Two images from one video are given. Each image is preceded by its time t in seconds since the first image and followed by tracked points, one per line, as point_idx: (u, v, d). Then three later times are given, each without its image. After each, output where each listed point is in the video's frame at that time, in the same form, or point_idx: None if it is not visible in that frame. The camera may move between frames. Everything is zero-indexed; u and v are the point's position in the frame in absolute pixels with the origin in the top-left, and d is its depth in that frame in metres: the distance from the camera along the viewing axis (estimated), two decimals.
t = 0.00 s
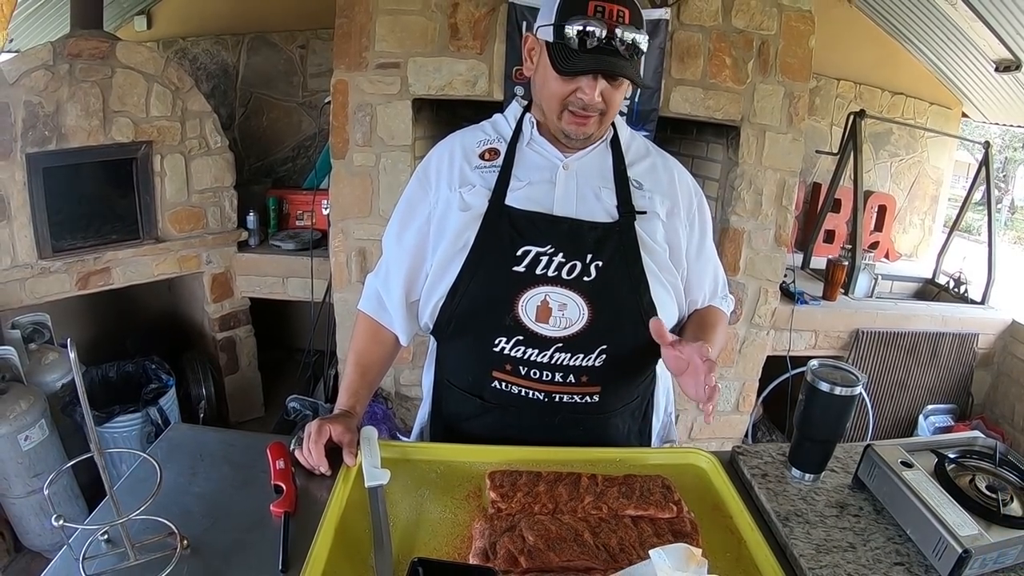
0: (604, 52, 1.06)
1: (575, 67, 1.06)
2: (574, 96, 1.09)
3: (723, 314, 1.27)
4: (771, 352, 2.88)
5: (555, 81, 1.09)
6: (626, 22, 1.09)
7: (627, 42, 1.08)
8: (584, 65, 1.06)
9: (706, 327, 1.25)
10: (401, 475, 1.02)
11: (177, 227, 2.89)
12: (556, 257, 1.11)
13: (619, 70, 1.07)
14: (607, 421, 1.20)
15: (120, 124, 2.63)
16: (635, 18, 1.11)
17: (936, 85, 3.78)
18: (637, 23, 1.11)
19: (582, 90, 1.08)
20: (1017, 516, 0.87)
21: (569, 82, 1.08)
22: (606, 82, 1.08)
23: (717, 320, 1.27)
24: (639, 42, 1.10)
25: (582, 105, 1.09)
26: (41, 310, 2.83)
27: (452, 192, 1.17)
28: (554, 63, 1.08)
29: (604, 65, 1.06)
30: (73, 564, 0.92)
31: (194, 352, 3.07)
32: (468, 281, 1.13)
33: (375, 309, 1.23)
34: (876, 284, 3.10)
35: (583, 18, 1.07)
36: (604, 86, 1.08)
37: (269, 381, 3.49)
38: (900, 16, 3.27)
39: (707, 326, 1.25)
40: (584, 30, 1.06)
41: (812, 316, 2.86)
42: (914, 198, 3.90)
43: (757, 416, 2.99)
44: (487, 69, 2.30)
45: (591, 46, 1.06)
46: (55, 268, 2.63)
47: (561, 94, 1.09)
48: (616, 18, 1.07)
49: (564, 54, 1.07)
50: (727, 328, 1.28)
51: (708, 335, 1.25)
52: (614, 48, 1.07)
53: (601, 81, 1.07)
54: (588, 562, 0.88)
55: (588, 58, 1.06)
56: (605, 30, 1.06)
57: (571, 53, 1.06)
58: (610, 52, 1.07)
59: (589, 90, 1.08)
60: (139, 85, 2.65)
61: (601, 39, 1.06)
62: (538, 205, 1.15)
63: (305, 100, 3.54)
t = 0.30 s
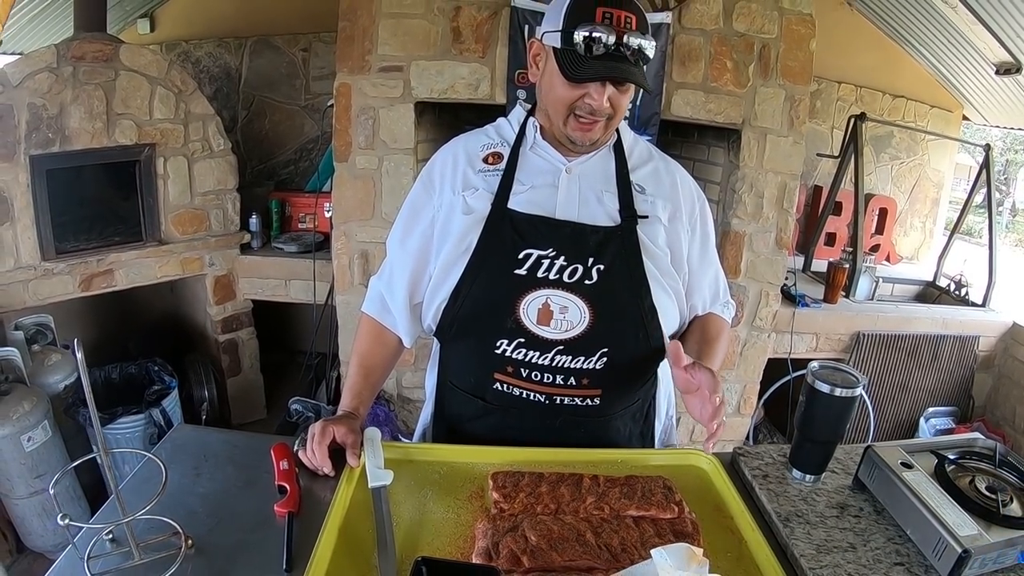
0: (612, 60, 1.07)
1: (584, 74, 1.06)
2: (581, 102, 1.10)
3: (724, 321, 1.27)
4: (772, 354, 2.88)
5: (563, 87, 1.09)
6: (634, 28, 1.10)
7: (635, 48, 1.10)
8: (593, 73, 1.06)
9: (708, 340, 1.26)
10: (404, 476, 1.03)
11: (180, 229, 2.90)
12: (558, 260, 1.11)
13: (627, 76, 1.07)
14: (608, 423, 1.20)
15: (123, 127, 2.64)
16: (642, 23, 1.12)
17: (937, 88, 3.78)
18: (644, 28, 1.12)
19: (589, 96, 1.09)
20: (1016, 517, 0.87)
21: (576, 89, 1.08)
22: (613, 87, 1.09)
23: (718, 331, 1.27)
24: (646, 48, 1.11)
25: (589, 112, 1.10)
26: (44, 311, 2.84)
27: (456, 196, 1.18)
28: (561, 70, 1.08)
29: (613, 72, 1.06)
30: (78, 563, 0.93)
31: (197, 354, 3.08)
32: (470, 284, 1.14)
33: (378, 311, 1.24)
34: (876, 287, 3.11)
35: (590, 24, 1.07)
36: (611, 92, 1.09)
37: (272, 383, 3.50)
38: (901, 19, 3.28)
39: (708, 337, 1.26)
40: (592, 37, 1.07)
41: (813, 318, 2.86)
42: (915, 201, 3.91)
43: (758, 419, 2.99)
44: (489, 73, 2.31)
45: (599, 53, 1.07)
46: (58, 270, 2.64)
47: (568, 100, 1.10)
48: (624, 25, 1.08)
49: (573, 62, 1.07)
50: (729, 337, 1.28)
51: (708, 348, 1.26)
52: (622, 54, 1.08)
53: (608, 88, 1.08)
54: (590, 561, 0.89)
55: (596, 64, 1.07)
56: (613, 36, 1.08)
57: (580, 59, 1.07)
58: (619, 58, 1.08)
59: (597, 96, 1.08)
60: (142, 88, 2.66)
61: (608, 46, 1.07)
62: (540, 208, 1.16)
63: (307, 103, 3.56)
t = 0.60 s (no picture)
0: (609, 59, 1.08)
1: (580, 73, 1.08)
2: (579, 103, 1.11)
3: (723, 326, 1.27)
4: (772, 358, 2.89)
5: (562, 89, 1.11)
6: (634, 32, 1.10)
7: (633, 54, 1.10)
8: (589, 73, 1.08)
9: (705, 342, 1.26)
10: (408, 477, 1.04)
11: (183, 232, 2.92)
12: (560, 264, 1.12)
13: (623, 78, 1.08)
14: (610, 426, 1.21)
15: (127, 130, 2.66)
16: (643, 28, 1.12)
17: (937, 92, 3.79)
18: (645, 33, 1.13)
19: (587, 97, 1.10)
20: (1015, 517, 0.88)
21: (574, 90, 1.10)
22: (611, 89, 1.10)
23: (716, 335, 1.27)
24: (646, 53, 1.12)
25: (587, 113, 1.12)
26: (47, 314, 2.85)
27: (460, 201, 1.19)
28: (560, 71, 1.10)
29: (610, 72, 1.08)
30: (83, 564, 0.94)
31: (199, 357, 3.09)
32: (474, 287, 1.15)
33: (383, 315, 1.25)
34: (876, 291, 3.12)
35: (590, 27, 1.09)
36: (609, 93, 1.10)
37: (274, 386, 3.50)
38: (901, 23, 3.29)
39: (705, 339, 1.26)
40: (591, 40, 1.08)
41: (814, 322, 2.87)
42: (915, 205, 3.92)
43: (759, 422, 3.00)
44: (491, 78, 2.32)
45: (597, 54, 1.08)
46: (61, 273, 2.65)
47: (567, 102, 1.12)
48: (623, 28, 1.09)
49: (571, 62, 1.09)
50: (727, 342, 1.28)
51: (704, 349, 1.25)
52: (620, 56, 1.09)
53: (605, 89, 1.09)
54: (591, 562, 0.89)
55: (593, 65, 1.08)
56: (611, 39, 1.08)
57: (576, 59, 1.08)
58: (615, 60, 1.08)
59: (594, 97, 1.10)
60: (146, 92, 2.68)
61: (606, 48, 1.08)
62: (544, 212, 1.17)
63: (310, 107, 3.58)
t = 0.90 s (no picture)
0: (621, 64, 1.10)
1: (594, 77, 1.09)
2: (591, 107, 1.12)
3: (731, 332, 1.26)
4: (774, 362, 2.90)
5: (573, 93, 1.12)
6: (644, 37, 1.12)
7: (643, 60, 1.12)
8: (602, 77, 1.09)
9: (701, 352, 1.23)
10: (414, 479, 1.05)
11: (187, 236, 2.93)
12: (565, 267, 1.14)
13: (635, 81, 1.10)
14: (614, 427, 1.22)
15: (131, 134, 2.67)
16: (651, 34, 1.14)
17: (937, 97, 3.81)
18: (654, 38, 1.14)
19: (599, 101, 1.11)
20: (1016, 516, 0.89)
21: (587, 94, 1.11)
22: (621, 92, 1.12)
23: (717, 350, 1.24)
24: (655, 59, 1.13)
25: (599, 117, 1.13)
26: (50, 317, 2.86)
27: (467, 204, 1.20)
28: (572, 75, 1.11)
29: (622, 75, 1.09)
30: (92, 564, 0.94)
31: (202, 361, 3.10)
32: (481, 289, 1.16)
33: (390, 316, 1.25)
34: (877, 295, 3.14)
35: (601, 33, 1.10)
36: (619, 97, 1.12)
37: (276, 390, 3.51)
38: (901, 28, 3.31)
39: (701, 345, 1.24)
40: (602, 46, 1.09)
41: (815, 325, 2.88)
42: (915, 209, 3.93)
43: (760, 426, 3.01)
44: (494, 83, 2.34)
45: (609, 59, 1.10)
46: (65, 276, 2.66)
47: (578, 106, 1.13)
48: (635, 34, 1.10)
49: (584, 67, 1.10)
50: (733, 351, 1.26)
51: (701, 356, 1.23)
52: (631, 60, 1.10)
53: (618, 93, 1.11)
54: (598, 561, 0.89)
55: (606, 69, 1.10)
56: (623, 44, 1.10)
57: (590, 64, 1.10)
58: (627, 64, 1.10)
59: (606, 101, 1.11)
60: (150, 96, 2.69)
61: (618, 54, 1.10)
62: (549, 216, 1.19)
63: (313, 112, 3.57)
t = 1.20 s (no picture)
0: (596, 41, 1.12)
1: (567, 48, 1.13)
2: (572, 88, 1.14)
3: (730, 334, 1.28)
4: (774, 366, 2.90)
5: (555, 78, 1.16)
6: (619, 16, 1.15)
7: (622, 38, 1.14)
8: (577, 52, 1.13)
9: (712, 366, 1.25)
10: (418, 481, 1.05)
11: (188, 241, 2.93)
12: (567, 271, 1.14)
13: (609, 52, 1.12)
14: (615, 431, 1.21)
15: (133, 139, 2.67)
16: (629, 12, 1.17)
17: (935, 102, 3.83)
18: (633, 20, 1.17)
19: (578, 79, 1.14)
20: (1017, 516, 0.89)
21: (567, 76, 1.15)
22: (602, 72, 1.14)
23: (725, 354, 1.27)
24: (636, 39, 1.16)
25: (581, 96, 1.14)
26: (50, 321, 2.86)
27: (468, 209, 1.21)
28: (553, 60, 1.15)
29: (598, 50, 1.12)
30: (96, 565, 0.94)
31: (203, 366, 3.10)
32: (482, 293, 1.17)
33: (393, 321, 1.27)
34: (877, 299, 3.15)
35: (578, 18, 1.14)
36: (600, 76, 1.14)
37: (277, 395, 3.51)
38: (899, 33, 3.33)
39: (712, 358, 1.26)
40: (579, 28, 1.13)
41: (815, 330, 2.89)
42: (914, 214, 3.95)
43: (760, 431, 3.01)
44: (496, 89, 2.35)
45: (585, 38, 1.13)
46: (66, 280, 2.66)
47: (561, 89, 1.15)
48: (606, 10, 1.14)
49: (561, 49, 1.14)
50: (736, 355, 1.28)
51: (710, 373, 1.24)
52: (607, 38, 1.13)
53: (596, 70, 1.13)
54: (603, 562, 0.89)
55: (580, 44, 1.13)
56: (596, 20, 1.14)
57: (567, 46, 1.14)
58: (601, 38, 1.13)
59: (584, 78, 1.13)
60: (152, 101, 2.70)
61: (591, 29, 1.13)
62: (550, 221, 1.20)
63: (313, 118, 3.60)
